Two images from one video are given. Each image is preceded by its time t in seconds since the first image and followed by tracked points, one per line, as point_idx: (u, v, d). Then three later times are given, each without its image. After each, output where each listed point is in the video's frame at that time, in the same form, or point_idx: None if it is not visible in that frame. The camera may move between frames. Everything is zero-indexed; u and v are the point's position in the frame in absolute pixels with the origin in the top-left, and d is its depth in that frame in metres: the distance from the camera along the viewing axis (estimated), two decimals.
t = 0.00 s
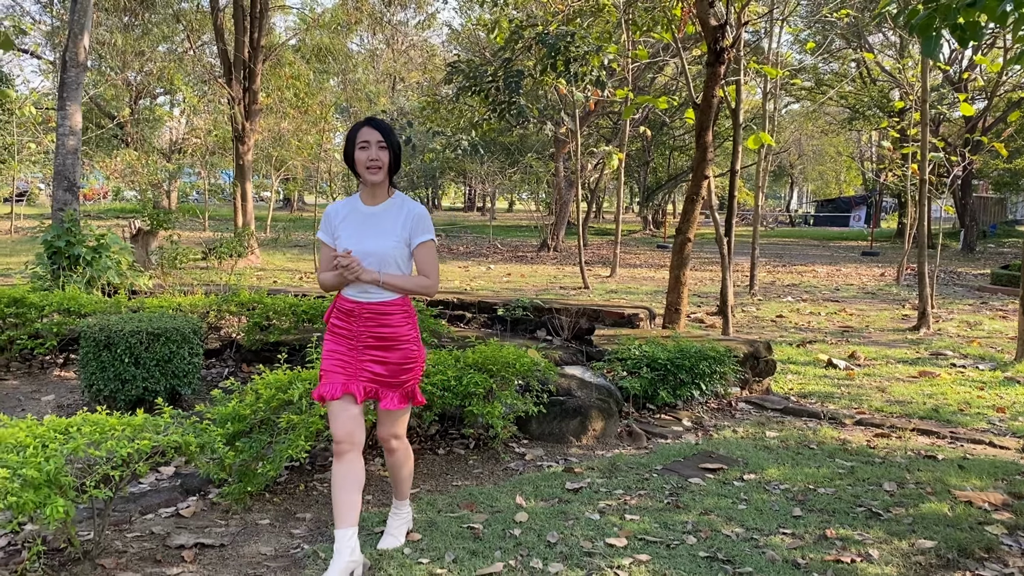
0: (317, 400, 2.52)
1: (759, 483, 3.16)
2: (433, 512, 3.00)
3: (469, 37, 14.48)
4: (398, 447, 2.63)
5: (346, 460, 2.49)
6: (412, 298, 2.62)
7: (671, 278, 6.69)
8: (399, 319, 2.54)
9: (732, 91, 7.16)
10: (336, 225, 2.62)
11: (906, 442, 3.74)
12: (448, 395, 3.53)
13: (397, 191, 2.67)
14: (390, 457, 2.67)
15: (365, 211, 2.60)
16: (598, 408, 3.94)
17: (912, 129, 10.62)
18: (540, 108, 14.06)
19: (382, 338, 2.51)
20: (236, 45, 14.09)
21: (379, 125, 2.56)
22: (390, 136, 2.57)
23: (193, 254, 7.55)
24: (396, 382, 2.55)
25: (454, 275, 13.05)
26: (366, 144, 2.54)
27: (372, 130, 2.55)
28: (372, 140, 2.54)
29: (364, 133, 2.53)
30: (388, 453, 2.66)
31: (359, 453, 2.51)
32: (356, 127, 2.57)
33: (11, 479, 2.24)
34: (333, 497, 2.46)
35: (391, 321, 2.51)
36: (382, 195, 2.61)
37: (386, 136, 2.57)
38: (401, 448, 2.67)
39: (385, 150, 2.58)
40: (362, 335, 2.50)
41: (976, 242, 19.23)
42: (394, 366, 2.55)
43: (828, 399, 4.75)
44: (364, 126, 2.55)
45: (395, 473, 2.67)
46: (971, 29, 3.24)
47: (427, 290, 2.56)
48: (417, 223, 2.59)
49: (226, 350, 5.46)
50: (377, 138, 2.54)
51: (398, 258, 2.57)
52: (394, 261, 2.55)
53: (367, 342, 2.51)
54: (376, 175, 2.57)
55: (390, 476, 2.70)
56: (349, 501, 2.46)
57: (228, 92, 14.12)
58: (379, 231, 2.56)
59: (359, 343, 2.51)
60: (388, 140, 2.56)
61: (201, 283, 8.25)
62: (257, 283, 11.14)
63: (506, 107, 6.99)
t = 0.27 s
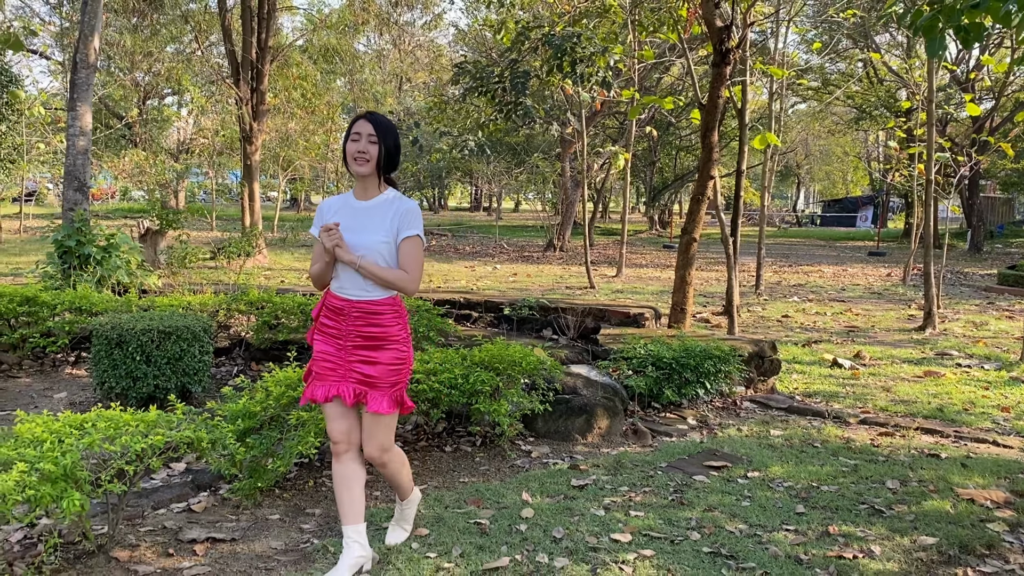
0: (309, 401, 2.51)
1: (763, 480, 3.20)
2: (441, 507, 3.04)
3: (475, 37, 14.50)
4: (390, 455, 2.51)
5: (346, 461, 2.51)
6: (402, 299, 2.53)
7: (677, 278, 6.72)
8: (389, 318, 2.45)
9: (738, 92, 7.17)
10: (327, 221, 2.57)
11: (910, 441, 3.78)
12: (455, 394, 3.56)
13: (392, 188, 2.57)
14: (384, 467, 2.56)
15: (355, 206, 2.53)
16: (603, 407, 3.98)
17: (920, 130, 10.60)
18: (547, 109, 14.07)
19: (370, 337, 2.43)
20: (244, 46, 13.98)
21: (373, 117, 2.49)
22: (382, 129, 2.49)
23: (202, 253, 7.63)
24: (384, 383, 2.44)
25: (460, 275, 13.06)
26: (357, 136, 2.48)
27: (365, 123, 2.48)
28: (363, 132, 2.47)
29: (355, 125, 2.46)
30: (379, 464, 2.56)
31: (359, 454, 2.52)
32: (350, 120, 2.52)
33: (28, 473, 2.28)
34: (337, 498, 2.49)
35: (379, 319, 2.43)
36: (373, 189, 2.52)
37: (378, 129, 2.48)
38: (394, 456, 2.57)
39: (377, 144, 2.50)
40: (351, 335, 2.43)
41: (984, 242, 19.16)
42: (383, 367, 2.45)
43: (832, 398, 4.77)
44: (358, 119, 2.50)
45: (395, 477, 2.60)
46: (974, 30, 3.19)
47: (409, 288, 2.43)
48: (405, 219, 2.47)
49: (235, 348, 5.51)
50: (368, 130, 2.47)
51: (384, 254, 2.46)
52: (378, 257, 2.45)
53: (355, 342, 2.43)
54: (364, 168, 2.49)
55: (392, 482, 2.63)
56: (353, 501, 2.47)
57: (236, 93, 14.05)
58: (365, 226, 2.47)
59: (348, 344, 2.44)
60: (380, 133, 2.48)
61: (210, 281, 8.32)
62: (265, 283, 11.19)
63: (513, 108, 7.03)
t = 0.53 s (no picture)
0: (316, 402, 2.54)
1: (768, 479, 3.22)
2: (448, 505, 3.07)
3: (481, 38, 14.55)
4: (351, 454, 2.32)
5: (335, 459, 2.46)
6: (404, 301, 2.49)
7: (682, 278, 6.74)
8: (384, 313, 2.42)
9: (743, 92, 7.20)
10: (327, 220, 2.55)
11: (915, 440, 3.80)
12: (462, 393, 3.59)
13: (391, 187, 2.54)
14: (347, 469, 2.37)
15: (353, 206, 2.50)
16: (608, 406, 4.00)
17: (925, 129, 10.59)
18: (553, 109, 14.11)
19: (364, 331, 2.41)
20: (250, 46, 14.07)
21: (371, 117, 2.45)
22: (382, 130, 2.45)
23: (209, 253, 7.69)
24: (367, 376, 2.36)
25: (466, 275, 13.10)
26: (356, 137, 2.45)
27: (364, 123, 2.44)
28: (362, 133, 2.43)
29: (354, 126, 2.43)
30: (343, 465, 2.37)
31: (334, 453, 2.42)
32: (350, 120, 2.48)
33: (44, 468, 2.29)
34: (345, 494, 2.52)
35: (372, 312, 2.39)
36: (372, 190, 2.49)
37: (376, 130, 2.44)
38: (358, 460, 2.38)
39: (376, 145, 2.46)
40: (347, 330, 2.43)
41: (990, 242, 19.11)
42: (370, 361, 2.39)
43: (837, 398, 4.79)
44: (357, 119, 2.46)
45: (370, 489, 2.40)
46: (979, 32, 3.25)
47: (405, 288, 2.39)
48: (404, 220, 2.44)
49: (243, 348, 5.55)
50: (366, 131, 2.43)
51: (383, 256, 2.43)
52: (377, 259, 2.42)
53: (350, 336, 2.42)
54: (364, 170, 2.46)
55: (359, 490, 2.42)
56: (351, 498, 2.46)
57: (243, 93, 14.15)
58: (364, 227, 2.44)
59: (344, 338, 2.44)
60: (378, 134, 2.44)
61: (218, 281, 8.38)
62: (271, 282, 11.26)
63: (519, 108, 7.07)
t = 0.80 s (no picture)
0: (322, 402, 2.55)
1: (774, 477, 3.25)
2: (455, 502, 3.09)
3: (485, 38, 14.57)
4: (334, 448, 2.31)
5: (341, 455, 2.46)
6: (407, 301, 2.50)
7: (687, 278, 6.76)
8: (387, 313, 2.42)
9: (749, 92, 7.20)
10: (325, 221, 2.56)
11: (920, 439, 3.82)
12: (470, 391, 3.61)
13: (388, 186, 2.56)
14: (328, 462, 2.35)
15: (352, 207, 2.52)
16: (614, 404, 4.03)
17: (930, 129, 10.58)
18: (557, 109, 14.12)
19: (367, 330, 2.41)
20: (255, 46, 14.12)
21: (366, 118, 2.46)
22: (378, 131, 2.47)
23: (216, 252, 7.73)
24: (369, 373, 2.35)
25: (470, 275, 13.12)
26: (353, 139, 2.46)
27: (359, 125, 2.45)
28: (358, 135, 2.44)
29: (350, 129, 2.44)
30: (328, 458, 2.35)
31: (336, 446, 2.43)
32: (345, 122, 2.49)
33: (58, 465, 2.30)
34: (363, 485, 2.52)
35: (375, 310, 2.40)
36: (370, 190, 2.51)
37: (372, 131, 2.46)
38: (341, 458, 2.35)
39: (373, 146, 2.48)
40: (350, 328, 2.43)
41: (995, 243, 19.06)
42: (371, 359, 2.38)
43: (843, 397, 4.80)
44: (353, 121, 2.46)
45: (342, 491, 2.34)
46: (983, 32, 3.26)
47: (411, 288, 2.42)
48: (403, 219, 2.46)
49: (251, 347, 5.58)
50: (362, 133, 2.44)
51: (385, 256, 2.45)
52: (379, 259, 2.44)
53: (353, 336, 2.42)
54: (362, 172, 2.47)
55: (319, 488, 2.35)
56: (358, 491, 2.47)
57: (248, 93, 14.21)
58: (364, 228, 2.45)
59: (347, 338, 2.44)
60: (375, 135, 2.46)
61: (224, 280, 8.42)
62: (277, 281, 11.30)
63: (524, 108, 7.09)
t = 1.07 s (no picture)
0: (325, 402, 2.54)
1: (781, 475, 3.28)
2: (467, 499, 3.13)
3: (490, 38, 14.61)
4: (346, 462, 2.36)
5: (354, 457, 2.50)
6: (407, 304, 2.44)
7: (692, 278, 6.79)
8: (388, 322, 2.37)
9: (754, 92, 7.23)
10: (328, 229, 2.51)
11: (926, 438, 3.85)
12: (480, 389, 3.64)
13: (387, 189, 2.48)
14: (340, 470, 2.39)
15: (351, 212, 2.45)
16: (622, 402, 4.07)
17: (934, 130, 10.61)
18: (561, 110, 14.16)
19: (367, 340, 2.36)
20: (261, 46, 14.18)
21: (361, 121, 2.41)
22: (372, 131, 2.39)
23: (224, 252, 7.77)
24: (371, 389, 2.34)
25: (475, 275, 13.19)
26: (347, 142, 2.39)
27: (353, 127, 2.40)
28: (352, 137, 2.39)
29: (344, 131, 2.38)
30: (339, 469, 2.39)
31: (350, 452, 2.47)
32: (341, 125, 2.44)
33: (79, 460, 2.31)
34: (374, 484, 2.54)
35: (376, 322, 2.35)
36: (368, 195, 2.44)
37: (367, 133, 2.40)
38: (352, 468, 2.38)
39: (369, 149, 2.42)
40: (350, 336, 2.38)
41: (999, 243, 19.05)
42: (372, 372, 2.36)
43: (848, 396, 4.83)
44: (347, 123, 2.41)
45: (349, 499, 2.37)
46: (989, 33, 3.24)
47: (410, 292, 2.33)
48: (400, 221, 2.37)
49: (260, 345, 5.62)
50: (357, 136, 2.38)
51: (383, 261, 2.37)
52: (377, 265, 2.36)
53: (354, 344, 2.38)
54: (358, 175, 2.41)
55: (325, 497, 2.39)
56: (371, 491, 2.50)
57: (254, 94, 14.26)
58: (361, 233, 2.38)
59: (348, 344, 2.39)
60: (370, 137, 2.39)
61: (232, 279, 8.47)
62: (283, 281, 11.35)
63: (531, 109, 7.13)
